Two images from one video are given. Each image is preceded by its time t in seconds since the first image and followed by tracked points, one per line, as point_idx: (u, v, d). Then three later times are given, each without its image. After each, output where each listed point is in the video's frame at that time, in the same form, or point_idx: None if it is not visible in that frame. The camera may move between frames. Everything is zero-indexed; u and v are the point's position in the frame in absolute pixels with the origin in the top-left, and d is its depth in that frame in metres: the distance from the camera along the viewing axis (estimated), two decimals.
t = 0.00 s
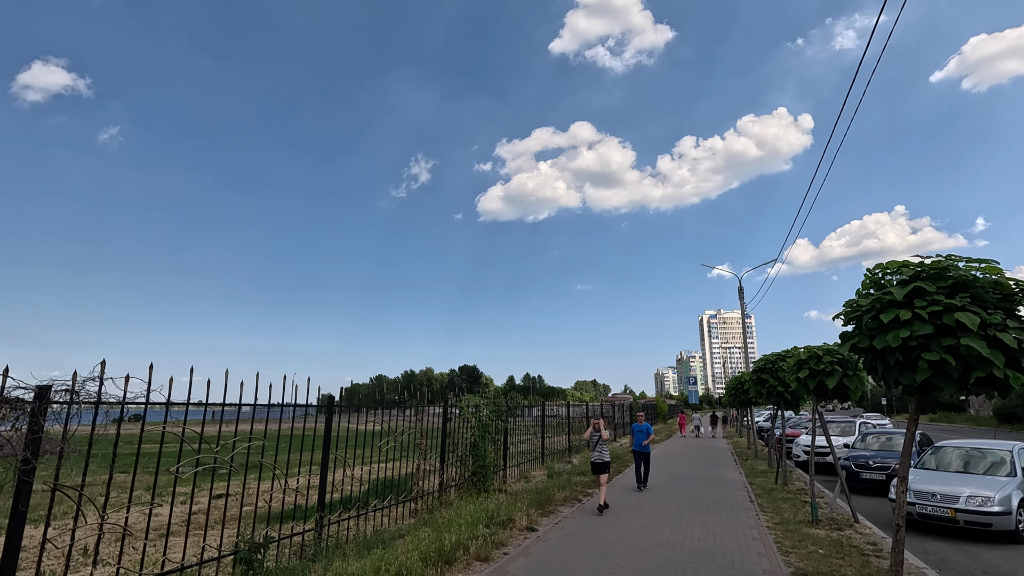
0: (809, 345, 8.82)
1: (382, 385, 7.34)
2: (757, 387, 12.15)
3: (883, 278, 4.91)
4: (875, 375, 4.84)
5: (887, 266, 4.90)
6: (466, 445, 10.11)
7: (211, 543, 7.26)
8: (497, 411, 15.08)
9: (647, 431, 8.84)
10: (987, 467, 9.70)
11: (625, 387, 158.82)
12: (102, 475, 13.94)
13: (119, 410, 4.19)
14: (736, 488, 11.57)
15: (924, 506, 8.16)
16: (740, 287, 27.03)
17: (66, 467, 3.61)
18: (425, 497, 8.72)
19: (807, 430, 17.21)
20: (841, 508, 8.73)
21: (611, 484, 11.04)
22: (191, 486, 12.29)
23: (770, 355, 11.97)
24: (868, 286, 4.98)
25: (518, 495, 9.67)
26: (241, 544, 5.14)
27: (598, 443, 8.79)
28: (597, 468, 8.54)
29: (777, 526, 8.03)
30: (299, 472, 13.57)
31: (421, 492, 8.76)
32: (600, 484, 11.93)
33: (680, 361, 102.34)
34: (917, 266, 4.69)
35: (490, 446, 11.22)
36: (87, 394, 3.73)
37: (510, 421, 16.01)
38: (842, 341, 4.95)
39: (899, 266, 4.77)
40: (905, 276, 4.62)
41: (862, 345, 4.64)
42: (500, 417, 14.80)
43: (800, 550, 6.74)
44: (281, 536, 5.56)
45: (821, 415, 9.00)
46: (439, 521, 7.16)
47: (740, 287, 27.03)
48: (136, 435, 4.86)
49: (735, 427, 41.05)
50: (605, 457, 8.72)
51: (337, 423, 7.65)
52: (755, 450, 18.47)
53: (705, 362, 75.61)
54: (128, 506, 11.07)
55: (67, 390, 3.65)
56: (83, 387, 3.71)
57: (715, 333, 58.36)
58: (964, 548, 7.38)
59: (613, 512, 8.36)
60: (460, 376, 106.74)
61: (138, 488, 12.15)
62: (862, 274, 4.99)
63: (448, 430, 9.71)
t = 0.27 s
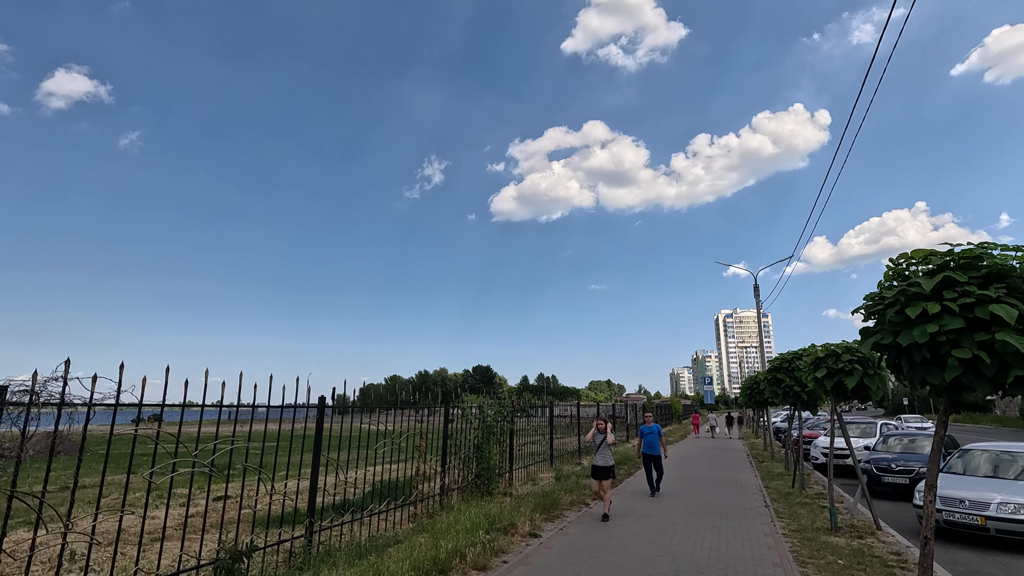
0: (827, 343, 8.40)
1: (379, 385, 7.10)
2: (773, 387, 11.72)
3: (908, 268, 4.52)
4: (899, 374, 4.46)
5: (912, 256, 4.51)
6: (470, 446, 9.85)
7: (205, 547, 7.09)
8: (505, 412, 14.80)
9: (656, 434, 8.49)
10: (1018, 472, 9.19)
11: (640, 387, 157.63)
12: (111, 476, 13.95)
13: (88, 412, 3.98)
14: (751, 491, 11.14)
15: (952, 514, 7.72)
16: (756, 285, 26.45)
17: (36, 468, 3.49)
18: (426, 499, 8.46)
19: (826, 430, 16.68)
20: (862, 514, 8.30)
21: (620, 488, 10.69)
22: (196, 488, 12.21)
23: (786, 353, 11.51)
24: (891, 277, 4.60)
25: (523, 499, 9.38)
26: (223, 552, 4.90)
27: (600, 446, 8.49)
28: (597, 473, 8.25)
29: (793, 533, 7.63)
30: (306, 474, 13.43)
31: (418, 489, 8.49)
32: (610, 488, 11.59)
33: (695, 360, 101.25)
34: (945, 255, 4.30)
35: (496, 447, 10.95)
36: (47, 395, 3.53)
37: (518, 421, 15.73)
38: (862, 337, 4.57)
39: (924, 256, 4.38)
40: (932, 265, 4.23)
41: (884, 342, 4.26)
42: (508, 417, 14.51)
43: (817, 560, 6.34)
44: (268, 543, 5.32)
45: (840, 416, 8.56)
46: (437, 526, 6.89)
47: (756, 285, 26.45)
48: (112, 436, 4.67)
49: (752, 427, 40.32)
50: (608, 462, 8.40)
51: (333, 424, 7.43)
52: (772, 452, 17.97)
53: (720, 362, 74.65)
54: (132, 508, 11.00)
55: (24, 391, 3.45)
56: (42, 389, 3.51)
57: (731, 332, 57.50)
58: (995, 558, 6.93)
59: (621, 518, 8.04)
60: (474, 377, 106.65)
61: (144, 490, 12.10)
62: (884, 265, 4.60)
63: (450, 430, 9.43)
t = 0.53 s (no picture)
0: (842, 337, 8.01)
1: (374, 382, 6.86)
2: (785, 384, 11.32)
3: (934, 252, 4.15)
4: (923, 367, 4.10)
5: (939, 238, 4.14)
6: (471, 445, 9.59)
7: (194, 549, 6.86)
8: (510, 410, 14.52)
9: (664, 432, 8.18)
10: None
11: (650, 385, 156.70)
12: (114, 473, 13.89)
13: (55, 407, 3.77)
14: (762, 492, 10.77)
15: (977, 517, 7.34)
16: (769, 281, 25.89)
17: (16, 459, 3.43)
18: (423, 498, 8.21)
19: (841, 429, 16.21)
20: (880, 517, 7.91)
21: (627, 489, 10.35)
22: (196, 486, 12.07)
23: (799, 349, 11.11)
24: (915, 262, 4.23)
25: (526, 499, 9.08)
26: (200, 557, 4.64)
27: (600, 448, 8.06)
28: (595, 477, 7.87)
29: (808, 536, 7.27)
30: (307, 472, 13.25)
31: (415, 486, 8.24)
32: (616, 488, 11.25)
33: (706, 359, 100.30)
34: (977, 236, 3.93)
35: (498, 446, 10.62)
36: None
37: (524, 418, 15.45)
38: (882, 327, 4.22)
39: (954, 237, 4.01)
40: (963, 247, 3.86)
41: (908, 332, 3.90)
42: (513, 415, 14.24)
43: (834, 565, 5.99)
44: (250, 547, 5.06)
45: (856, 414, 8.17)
46: (434, 528, 6.61)
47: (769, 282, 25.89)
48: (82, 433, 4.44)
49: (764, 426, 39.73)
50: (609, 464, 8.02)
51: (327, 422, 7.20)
52: (785, 450, 17.55)
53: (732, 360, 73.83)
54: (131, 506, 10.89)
55: None
56: None
57: (743, 330, 56.83)
58: None
59: (628, 522, 7.71)
60: (483, 375, 106.53)
61: (144, 487, 11.98)
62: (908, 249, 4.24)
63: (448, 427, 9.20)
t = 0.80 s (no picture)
0: (851, 333, 7.69)
1: (361, 379, 6.55)
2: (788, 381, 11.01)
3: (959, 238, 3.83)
4: (946, 362, 3.77)
5: (965, 222, 3.81)
6: (466, 443, 9.34)
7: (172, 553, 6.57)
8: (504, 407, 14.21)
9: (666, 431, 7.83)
10: None
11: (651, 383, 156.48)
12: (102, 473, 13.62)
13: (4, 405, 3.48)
14: (765, 492, 10.46)
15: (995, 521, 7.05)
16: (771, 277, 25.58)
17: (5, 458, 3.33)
18: (417, 500, 7.90)
19: (846, 428, 15.88)
20: (891, 521, 7.58)
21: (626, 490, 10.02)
22: (185, 486, 11.77)
23: (805, 345, 10.79)
24: (938, 249, 3.91)
25: (521, 500, 8.79)
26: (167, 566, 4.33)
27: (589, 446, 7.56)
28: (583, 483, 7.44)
29: (816, 540, 6.95)
30: (299, 471, 12.95)
31: (407, 481, 7.92)
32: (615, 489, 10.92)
33: (707, 356, 100.00)
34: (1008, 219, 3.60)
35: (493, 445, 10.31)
36: None
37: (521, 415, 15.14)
38: (902, 319, 3.89)
39: (982, 221, 3.69)
40: (993, 232, 3.53)
41: (932, 324, 3.56)
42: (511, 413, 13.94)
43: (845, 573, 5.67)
44: (224, 555, 4.76)
45: (864, 412, 7.86)
46: (423, 531, 6.31)
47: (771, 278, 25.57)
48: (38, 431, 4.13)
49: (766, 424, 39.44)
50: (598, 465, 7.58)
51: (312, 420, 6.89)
52: (787, 449, 17.28)
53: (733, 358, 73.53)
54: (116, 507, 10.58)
55: None
56: None
57: (744, 328, 56.53)
58: None
59: (627, 525, 7.43)
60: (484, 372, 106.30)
61: (131, 487, 11.69)
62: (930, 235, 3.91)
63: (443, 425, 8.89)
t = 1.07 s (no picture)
0: (839, 330, 7.50)
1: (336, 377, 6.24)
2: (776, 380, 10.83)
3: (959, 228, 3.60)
4: (943, 360, 3.54)
5: (965, 212, 3.58)
6: (445, 444, 8.67)
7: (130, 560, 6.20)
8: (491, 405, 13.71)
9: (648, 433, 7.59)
10: None
11: (640, 381, 156.93)
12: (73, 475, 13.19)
13: None
14: (752, 493, 10.28)
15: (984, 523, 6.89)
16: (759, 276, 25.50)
17: None
18: (407, 500, 7.63)
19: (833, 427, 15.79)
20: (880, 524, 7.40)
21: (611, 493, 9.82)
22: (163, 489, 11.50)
23: (792, 343, 10.60)
24: (935, 241, 3.68)
25: (503, 502, 8.51)
26: None
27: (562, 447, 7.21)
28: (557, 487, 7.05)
29: (803, 544, 6.75)
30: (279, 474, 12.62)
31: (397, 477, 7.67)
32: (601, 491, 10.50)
33: (695, 355, 100.40)
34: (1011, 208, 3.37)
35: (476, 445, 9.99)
36: None
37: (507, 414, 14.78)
38: (898, 314, 3.67)
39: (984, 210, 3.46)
40: (994, 221, 3.31)
41: (929, 319, 3.33)
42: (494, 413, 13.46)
43: None
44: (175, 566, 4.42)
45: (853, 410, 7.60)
46: (396, 537, 6.01)
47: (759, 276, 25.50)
48: None
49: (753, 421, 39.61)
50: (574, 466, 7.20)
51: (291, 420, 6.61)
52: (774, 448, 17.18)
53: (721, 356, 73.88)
54: (90, 513, 10.28)
55: None
56: None
57: (732, 326, 56.71)
58: None
59: (610, 528, 7.20)
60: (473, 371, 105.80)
61: (107, 490, 11.38)
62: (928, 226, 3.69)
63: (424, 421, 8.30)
